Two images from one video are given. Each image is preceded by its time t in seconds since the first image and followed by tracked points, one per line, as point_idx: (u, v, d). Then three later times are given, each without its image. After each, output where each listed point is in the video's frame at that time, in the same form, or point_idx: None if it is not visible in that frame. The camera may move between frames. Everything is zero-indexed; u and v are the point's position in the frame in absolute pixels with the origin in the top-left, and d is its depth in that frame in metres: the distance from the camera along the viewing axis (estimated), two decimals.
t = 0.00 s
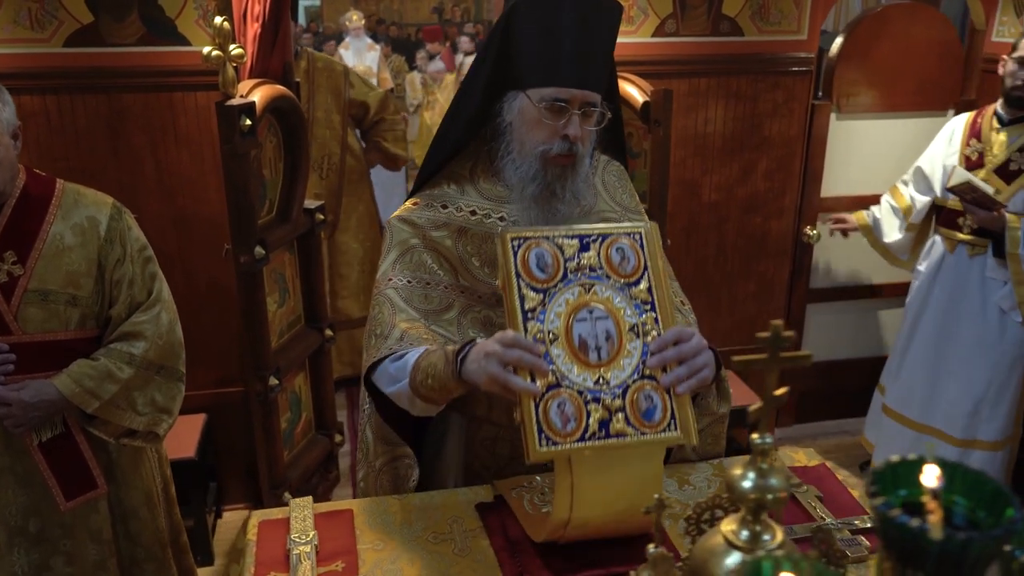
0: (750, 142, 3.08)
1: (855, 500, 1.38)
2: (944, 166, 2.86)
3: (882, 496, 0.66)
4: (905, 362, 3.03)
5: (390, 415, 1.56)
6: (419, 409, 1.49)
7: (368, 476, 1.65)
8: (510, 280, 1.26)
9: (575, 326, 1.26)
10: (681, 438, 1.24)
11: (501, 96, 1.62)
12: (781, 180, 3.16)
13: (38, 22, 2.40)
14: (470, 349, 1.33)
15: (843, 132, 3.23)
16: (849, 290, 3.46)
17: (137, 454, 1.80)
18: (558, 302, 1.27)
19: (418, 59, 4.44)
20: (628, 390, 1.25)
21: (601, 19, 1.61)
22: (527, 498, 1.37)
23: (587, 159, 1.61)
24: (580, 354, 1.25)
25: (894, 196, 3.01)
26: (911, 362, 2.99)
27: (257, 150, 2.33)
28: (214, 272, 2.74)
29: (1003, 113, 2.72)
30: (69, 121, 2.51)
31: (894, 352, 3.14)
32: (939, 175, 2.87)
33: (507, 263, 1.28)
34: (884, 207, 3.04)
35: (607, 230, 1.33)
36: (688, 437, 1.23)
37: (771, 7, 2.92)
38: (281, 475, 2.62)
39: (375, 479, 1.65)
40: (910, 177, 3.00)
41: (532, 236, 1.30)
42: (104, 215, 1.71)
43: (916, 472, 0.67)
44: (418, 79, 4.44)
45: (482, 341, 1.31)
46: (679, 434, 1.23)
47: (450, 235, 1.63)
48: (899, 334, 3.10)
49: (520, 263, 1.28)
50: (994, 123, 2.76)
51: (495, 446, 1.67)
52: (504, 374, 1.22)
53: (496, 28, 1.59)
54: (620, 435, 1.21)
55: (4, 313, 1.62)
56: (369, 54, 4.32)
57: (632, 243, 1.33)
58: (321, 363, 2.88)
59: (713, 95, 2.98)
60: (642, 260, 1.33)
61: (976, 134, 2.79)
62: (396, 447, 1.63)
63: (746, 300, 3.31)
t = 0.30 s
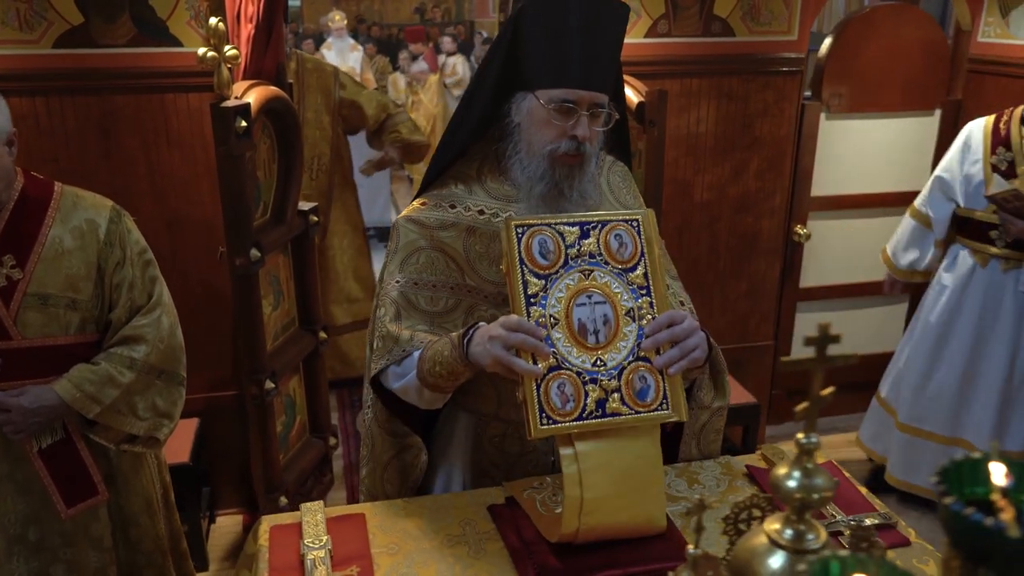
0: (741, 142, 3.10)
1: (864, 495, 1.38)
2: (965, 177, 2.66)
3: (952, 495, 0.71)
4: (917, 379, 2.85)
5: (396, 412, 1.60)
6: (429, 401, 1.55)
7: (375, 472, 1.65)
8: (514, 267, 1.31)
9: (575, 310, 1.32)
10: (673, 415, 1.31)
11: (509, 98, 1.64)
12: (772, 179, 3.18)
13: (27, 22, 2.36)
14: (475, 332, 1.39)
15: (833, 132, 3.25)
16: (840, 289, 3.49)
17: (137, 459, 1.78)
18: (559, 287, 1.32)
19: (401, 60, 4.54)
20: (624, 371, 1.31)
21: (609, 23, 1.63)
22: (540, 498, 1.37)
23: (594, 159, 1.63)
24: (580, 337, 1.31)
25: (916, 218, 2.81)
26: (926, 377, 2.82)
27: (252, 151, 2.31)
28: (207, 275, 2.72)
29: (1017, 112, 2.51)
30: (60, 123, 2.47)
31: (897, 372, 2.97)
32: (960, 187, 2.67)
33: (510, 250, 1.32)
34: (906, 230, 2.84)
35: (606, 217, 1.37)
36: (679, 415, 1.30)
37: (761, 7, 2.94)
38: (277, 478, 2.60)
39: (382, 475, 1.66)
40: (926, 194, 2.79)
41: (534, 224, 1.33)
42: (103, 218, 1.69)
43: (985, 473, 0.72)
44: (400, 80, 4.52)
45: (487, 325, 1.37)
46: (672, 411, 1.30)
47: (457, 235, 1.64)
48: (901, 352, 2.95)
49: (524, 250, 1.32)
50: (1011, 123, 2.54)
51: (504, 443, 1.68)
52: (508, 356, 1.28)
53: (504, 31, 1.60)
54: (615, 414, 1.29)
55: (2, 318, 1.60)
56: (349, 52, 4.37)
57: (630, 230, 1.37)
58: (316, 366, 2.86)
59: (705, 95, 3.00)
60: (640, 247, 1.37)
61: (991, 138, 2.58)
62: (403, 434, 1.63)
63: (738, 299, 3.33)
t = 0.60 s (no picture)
0: (731, 140, 3.11)
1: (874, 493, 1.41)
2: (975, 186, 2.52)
3: None
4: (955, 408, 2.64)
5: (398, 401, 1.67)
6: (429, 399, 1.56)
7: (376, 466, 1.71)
8: (509, 288, 1.33)
9: (569, 329, 1.35)
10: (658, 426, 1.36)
11: (513, 96, 1.63)
12: (761, 178, 3.20)
13: (11, 22, 2.26)
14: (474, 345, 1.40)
15: (821, 130, 3.27)
16: (828, 286, 3.52)
17: (135, 465, 1.75)
18: (553, 307, 1.35)
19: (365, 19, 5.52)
20: (613, 386, 1.35)
21: (612, 21, 1.63)
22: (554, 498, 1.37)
23: (598, 156, 1.62)
24: (574, 355, 1.34)
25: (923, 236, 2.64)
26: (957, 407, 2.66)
27: (244, 152, 2.28)
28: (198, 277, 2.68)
29: (1023, 114, 2.42)
30: (43, 123, 2.38)
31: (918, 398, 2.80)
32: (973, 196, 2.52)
33: (507, 271, 1.33)
34: (912, 249, 2.68)
35: (599, 237, 1.39)
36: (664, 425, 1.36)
37: (751, 6, 2.96)
38: (271, 482, 2.57)
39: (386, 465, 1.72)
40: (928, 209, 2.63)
41: (529, 245, 1.35)
42: (99, 220, 1.66)
43: None
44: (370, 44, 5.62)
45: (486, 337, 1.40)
46: (658, 422, 1.36)
47: (461, 234, 1.62)
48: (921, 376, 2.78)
49: (520, 273, 1.34)
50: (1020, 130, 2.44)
51: (510, 440, 1.66)
52: (506, 375, 1.31)
53: (509, 27, 1.59)
54: (604, 426, 1.34)
55: None
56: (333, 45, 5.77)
57: (620, 250, 1.39)
58: (308, 369, 2.82)
59: (695, 94, 3.00)
60: (630, 265, 1.39)
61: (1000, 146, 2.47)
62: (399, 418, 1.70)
63: (729, 297, 3.34)
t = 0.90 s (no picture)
0: (717, 138, 3.12)
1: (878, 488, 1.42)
2: (984, 206, 2.52)
3: None
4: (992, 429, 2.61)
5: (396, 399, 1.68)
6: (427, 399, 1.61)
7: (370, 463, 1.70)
8: (505, 316, 1.35)
9: (563, 354, 1.38)
10: (650, 444, 1.40)
11: (511, 94, 1.61)
12: (747, 176, 3.22)
13: None
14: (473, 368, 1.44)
15: (806, 128, 3.30)
16: (812, 282, 3.54)
17: (128, 473, 1.73)
18: (548, 333, 1.38)
19: None
20: (606, 407, 1.39)
21: (609, 18, 1.62)
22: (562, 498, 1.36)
23: (596, 153, 1.61)
24: (568, 379, 1.38)
25: (931, 257, 2.63)
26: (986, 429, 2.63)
27: (233, 153, 2.25)
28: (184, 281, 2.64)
29: None
30: (23, 124, 2.30)
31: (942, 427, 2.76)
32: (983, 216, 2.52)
33: (503, 299, 1.35)
34: (920, 271, 2.66)
35: (591, 262, 1.42)
36: (656, 443, 1.40)
37: (736, 5, 2.97)
38: (261, 487, 2.54)
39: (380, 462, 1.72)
40: (937, 230, 2.62)
41: (525, 274, 1.37)
42: (90, 224, 1.62)
43: None
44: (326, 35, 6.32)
45: (484, 361, 1.44)
46: (651, 439, 1.40)
47: (459, 234, 1.60)
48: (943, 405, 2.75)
49: (515, 302, 1.36)
50: None
51: (509, 440, 1.63)
52: (504, 401, 1.36)
53: (506, 23, 1.58)
54: (599, 445, 1.37)
55: None
56: (305, 50, 6.35)
57: (612, 275, 1.43)
58: (297, 371, 2.79)
59: (682, 93, 3.01)
60: (621, 289, 1.43)
61: (1006, 165, 2.48)
62: (392, 414, 1.72)
63: (716, 295, 3.36)
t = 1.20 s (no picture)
0: (699, 136, 3.13)
1: (874, 483, 1.43)
2: (994, 209, 2.50)
3: None
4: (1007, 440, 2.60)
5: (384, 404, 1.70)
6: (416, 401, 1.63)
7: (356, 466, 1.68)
8: (495, 332, 1.37)
9: (553, 368, 1.40)
10: (637, 453, 1.43)
11: (499, 93, 1.60)
12: (728, 174, 3.23)
13: None
14: (464, 381, 1.45)
15: (786, 126, 3.32)
16: (793, 279, 3.57)
17: (114, 482, 1.70)
18: (537, 348, 1.40)
19: None
20: (595, 419, 1.41)
21: (597, 16, 1.61)
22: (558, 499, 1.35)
23: (586, 153, 1.61)
24: (558, 393, 1.40)
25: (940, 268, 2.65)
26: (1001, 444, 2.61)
27: (214, 155, 2.22)
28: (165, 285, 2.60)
29: None
30: None
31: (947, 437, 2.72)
32: (992, 220, 2.50)
33: (493, 315, 1.37)
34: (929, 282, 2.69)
35: (578, 277, 1.44)
36: (643, 453, 1.42)
37: (716, 4, 2.99)
38: (246, 493, 2.51)
39: (364, 465, 1.69)
40: (946, 240, 2.64)
41: (514, 290, 1.39)
42: (71, 229, 1.59)
43: None
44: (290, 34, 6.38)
45: (475, 375, 1.45)
46: (638, 448, 1.42)
47: (449, 236, 1.59)
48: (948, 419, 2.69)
49: (504, 318, 1.37)
50: None
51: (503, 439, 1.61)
52: (495, 417, 1.37)
53: (493, 23, 1.57)
54: (588, 456, 1.39)
55: None
56: (278, 50, 6.32)
57: (599, 288, 1.45)
58: (279, 376, 2.76)
59: (663, 92, 3.02)
60: (608, 303, 1.46)
61: (1012, 169, 2.46)
62: (377, 415, 1.70)
63: (698, 292, 3.37)
